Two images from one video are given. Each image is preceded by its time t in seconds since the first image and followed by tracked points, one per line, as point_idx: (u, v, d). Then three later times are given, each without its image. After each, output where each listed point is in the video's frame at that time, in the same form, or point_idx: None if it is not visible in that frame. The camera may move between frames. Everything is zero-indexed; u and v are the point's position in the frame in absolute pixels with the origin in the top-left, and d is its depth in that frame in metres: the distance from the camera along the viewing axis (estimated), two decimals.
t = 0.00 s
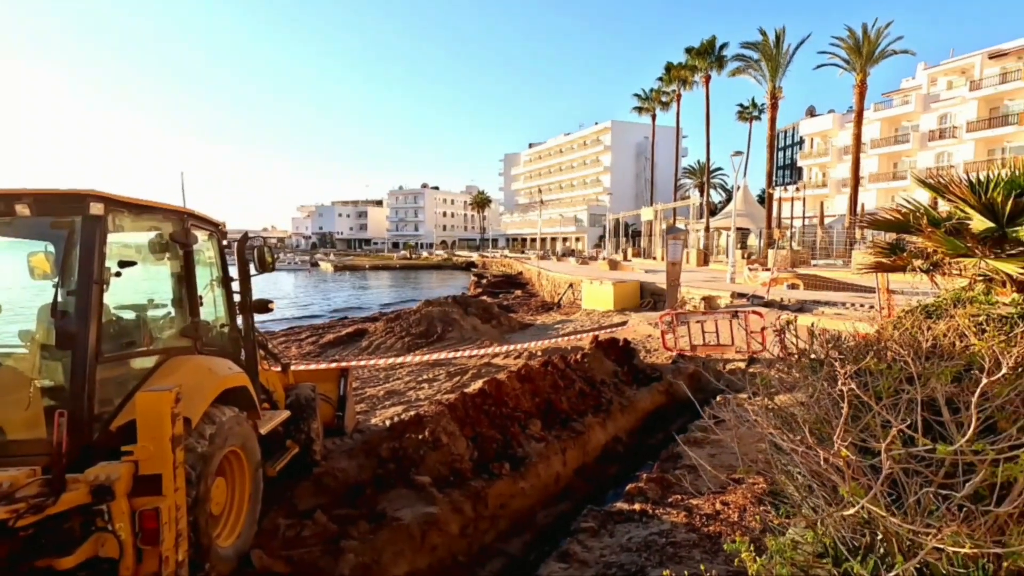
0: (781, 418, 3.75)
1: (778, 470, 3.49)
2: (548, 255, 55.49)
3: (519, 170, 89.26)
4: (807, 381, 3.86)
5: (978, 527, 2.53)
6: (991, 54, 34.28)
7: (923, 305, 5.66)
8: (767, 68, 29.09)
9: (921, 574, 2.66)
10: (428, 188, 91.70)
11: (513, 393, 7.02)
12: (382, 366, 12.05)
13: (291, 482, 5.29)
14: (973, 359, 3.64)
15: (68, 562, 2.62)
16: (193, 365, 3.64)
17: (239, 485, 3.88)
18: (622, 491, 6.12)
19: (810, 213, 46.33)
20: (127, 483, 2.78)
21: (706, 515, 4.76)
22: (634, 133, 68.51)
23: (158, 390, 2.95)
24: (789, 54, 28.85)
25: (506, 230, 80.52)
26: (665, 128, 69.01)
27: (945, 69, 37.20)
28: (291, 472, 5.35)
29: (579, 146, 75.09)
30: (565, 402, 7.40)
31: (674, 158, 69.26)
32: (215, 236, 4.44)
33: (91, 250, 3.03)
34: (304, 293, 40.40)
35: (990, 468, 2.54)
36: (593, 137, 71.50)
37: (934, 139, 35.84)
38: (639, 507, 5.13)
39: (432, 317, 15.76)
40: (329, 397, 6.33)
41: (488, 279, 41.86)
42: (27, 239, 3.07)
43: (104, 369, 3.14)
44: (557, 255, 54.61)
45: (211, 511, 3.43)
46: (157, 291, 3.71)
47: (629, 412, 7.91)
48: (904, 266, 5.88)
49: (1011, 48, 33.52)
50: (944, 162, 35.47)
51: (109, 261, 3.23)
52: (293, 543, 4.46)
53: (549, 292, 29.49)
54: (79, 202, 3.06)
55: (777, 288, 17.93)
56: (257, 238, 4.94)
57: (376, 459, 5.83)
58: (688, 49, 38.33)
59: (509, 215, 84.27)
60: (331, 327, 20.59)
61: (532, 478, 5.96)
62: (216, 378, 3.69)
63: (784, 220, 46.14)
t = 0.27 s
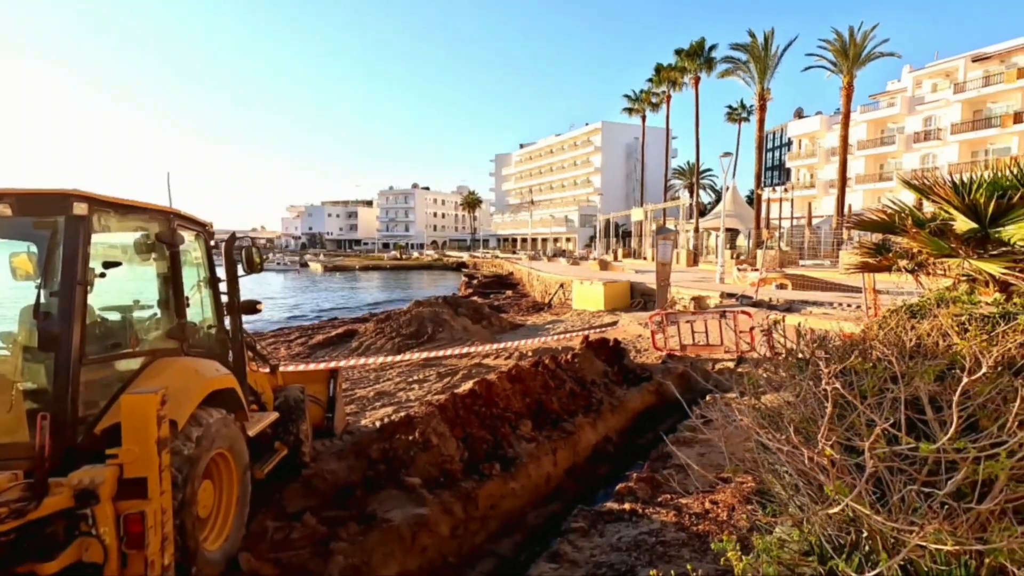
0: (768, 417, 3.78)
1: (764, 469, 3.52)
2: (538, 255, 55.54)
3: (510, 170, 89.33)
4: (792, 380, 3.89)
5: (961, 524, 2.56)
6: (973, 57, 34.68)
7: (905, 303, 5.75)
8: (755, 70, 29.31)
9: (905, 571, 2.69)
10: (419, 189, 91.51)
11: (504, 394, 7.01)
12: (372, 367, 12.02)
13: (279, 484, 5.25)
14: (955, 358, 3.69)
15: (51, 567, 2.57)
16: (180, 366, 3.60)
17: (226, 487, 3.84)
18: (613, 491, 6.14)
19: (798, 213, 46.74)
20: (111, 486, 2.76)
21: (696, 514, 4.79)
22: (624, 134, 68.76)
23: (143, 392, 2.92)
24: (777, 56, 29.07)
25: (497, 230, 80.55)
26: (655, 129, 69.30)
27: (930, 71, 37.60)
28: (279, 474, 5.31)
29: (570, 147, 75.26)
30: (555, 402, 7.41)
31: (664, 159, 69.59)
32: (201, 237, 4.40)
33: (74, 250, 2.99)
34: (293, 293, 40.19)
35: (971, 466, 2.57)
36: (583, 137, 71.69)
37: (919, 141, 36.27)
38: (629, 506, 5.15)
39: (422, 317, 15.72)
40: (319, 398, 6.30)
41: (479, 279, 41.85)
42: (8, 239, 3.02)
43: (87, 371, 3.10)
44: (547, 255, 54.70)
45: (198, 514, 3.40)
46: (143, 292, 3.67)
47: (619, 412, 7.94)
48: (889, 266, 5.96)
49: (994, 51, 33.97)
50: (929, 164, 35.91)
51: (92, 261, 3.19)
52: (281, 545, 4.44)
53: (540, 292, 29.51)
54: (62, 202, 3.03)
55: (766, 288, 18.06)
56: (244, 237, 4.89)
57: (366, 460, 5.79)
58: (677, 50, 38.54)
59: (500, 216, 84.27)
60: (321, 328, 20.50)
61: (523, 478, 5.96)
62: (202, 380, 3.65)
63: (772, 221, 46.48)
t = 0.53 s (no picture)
0: (753, 416, 3.81)
1: (748, 468, 3.55)
2: (528, 255, 55.60)
3: (500, 170, 89.34)
4: (778, 380, 3.92)
5: (940, 521, 2.59)
6: (955, 60, 35.11)
7: (890, 303, 5.81)
8: (743, 71, 29.53)
9: (887, 569, 2.73)
10: (408, 189, 91.32)
11: (494, 394, 7.00)
12: (361, 367, 11.96)
13: (267, 486, 5.21)
14: (936, 356, 3.75)
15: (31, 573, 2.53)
16: (164, 368, 3.56)
17: (211, 490, 3.81)
18: (601, 490, 6.15)
19: (785, 213, 47.17)
20: (93, 490, 2.72)
21: (684, 513, 4.82)
22: (614, 135, 69.02)
23: (126, 395, 2.89)
24: (764, 58, 29.30)
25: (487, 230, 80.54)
26: (644, 130, 69.60)
27: (914, 74, 38.03)
28: (266, 476, 5.27)
29: (559, 147, 75.41)
30: (544, 402, 7.42)
31: (652, 160, 69.93)
32: (187, 237, 4.35)
33: (55, 251, 2.95)
34: (282, 293, 39.95)
35: (949, 463, 2.61)
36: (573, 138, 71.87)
37: (903, 142, 36.70)
38: (617, 505, 5.16)
39: (412, 318, 15.68)
40: (307, 400, 6.26)
41: (469, 279, 41.82)
42: None
43: (69, 374, 3.06)
44: (537, 255, 54.76)
45: (182, 517, 3.36)
46: (126, 293, 3.62)
47: (608, 412, 7.96)
48: (874, 266, 6.03)
49: (976, 55, 34.44)
50: (913, 165, 36.38)
51: (74, 262, 3.15)
52: (268, 548, 4.40)
53: (530, 292, 29.54)
54: (43, 201, 2.98)
55: (753, 288, 18.19)
56: (230, 237, 4.84)
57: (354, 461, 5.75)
58: (665, 51, 38.74)
59: (490, 216, 84.26)
60: (309, 328, 20.40)
61: (512, 478, 5.96)
62: (187, 382, 3.61)
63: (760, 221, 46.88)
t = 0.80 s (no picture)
0: (741, 415, 3.83)
1: (737, 466, 3.57)
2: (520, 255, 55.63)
3: (491, 170, 89.34)
4: (766, 379, 3.95)
5: (925, 518, 2.63)
6: (942, 62, 35.51)
7: (877, 302, 5.84)
8: (733, 72, 29.71)
9: (873, 565, 2.75)
10: (400, 188, 91.13)
11: (485, 394, 7.00)
12: (352, 368, 11.92)
13: (257, 487, 5.18)
14: (921, 355, 3.79)
15: None
16: (151, 369, 3.52)
17: (199, 492, 3.78)
18: (593, 489, 6.17)
19: (775, 213, 47.51)
20: (78, 492, 2.70)
21: (675, 511, 4.84)
22: (605, 135, 69.22)
23: (112, 396, 2.87)
24: (754, 58, 29.48)
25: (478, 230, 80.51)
26: (635, 130, 69.83)
27: (902, 75, 38.35)
28: (256, 478, 5.23)
29: (551, 147, 75.52)
30: (536, 402, 7.43)
31: (644, 160, 70.19)
32: (174, 237, 4.32)
33: (39, 250, 2.91)
34: (272, 293, 39.78)
35: (934, 461, 2.65)
36: (564, 138, 72.00)
37: (891, 143, 37.04)
38: (609, 505, 5.17)
39: (403, 318, 15.64)
40: (297, 401, 6.22)
41: (460, 279, 41.80)
42: None
43: (54, 376, 3.02)
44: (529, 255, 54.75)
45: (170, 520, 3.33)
46: (113, 293, 3.58)
47: (599, 412, 7.97)
48: (862, 265, 6.08)
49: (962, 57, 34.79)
50: (901, 166, 36.73)
51: (59, 263, 3.11)
52: (258, 550, 4.37)
53: (522, 292, 29.55)
54: (27, 201, 2.95)
55: (744, 287, 18.30)
56: (219, 237, 4.80)
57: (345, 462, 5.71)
58: (656, 52, 38.89)
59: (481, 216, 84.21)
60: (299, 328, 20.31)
61: (503, 478, 5.96)
62: (175, 383, 3.58)
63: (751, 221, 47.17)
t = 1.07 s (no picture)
0: (731, 414, 3.85)
1: (726, 465, 3.59)
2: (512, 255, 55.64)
3: (483, 170, 89.32)
4: (756, 378, 3.97)
5: (912, 516, 2.65)
6: (930, 64, 35.84)
7: (865, 301, 5.85)
8: (724, 72, 29.85)
9: (861, 563, 2.78)
10: (392, 188, 90.91)
11: (477, 394, 6.99)
12: (343, 368, 11.88)
13: (247, 488, 5.14)
14: (907, 354, 3.83)
15: None
16: (139, 370, 3.48)
17: (188, 494, 3.75)
18: (584, 489, 6.18)
19: (765, 213, 47.82)
20: (65, 495, 2.66)
21: (666, 510, 4.86)
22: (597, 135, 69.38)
23: (99, 398, 2.84)
24: (744, 59, 29.63)
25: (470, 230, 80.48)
26: (626, 130, 70.04)
27: (890, 77, 38.54)
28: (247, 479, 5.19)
29: (543, 147, 75.61)
30: (528, 402, 7.43)
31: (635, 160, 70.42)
32: (162, 237, 4.28)
33: (23, 249, 2.87)
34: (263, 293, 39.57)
35: (920, 460, 2.68)
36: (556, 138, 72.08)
37: (879, 144, 37.35)
38: (600, 504, 5.18)
39: (395, 318, 15.60)
40: (288, 401, 6.19)
41: (453, 279, 41.75)
42: None
43: (38, 378, 2.98)
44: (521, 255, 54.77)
45: (158, 522, 3.31)
46: (100, 294, 3.54)
47: (591, 411, 7.99)
48: (851, 265, 6.14)
49: (949, 59, 35.15)
50: (889, 166, 37.05)
51: (44, 263, 3.07)
52: (249, 552, 4.34)
53: (514, 292, 29.55)
54: (11, 200, 2.91)
55: (734, 287, 18.39)
56: (207, 237, 4.76)
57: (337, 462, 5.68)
58: (648, 52, 38.99)
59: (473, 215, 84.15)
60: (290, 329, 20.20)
61: (495, 478, 5.95)
62: (164, 384, 3.55)
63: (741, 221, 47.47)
